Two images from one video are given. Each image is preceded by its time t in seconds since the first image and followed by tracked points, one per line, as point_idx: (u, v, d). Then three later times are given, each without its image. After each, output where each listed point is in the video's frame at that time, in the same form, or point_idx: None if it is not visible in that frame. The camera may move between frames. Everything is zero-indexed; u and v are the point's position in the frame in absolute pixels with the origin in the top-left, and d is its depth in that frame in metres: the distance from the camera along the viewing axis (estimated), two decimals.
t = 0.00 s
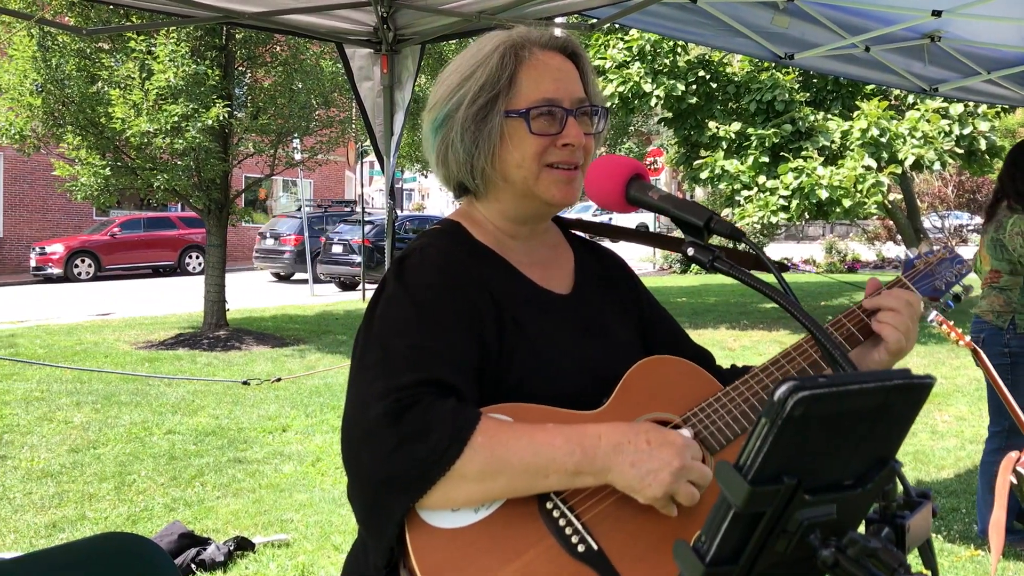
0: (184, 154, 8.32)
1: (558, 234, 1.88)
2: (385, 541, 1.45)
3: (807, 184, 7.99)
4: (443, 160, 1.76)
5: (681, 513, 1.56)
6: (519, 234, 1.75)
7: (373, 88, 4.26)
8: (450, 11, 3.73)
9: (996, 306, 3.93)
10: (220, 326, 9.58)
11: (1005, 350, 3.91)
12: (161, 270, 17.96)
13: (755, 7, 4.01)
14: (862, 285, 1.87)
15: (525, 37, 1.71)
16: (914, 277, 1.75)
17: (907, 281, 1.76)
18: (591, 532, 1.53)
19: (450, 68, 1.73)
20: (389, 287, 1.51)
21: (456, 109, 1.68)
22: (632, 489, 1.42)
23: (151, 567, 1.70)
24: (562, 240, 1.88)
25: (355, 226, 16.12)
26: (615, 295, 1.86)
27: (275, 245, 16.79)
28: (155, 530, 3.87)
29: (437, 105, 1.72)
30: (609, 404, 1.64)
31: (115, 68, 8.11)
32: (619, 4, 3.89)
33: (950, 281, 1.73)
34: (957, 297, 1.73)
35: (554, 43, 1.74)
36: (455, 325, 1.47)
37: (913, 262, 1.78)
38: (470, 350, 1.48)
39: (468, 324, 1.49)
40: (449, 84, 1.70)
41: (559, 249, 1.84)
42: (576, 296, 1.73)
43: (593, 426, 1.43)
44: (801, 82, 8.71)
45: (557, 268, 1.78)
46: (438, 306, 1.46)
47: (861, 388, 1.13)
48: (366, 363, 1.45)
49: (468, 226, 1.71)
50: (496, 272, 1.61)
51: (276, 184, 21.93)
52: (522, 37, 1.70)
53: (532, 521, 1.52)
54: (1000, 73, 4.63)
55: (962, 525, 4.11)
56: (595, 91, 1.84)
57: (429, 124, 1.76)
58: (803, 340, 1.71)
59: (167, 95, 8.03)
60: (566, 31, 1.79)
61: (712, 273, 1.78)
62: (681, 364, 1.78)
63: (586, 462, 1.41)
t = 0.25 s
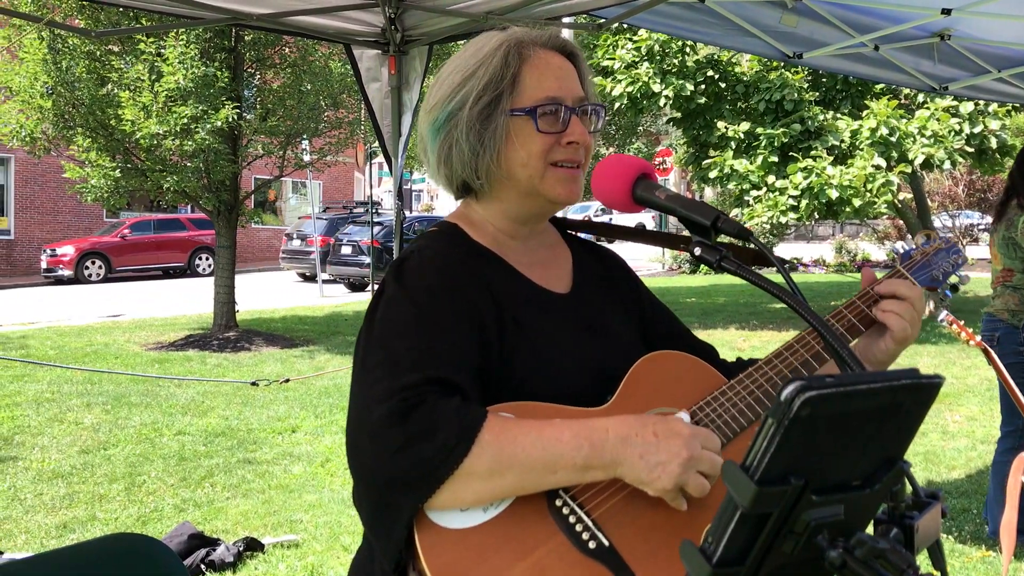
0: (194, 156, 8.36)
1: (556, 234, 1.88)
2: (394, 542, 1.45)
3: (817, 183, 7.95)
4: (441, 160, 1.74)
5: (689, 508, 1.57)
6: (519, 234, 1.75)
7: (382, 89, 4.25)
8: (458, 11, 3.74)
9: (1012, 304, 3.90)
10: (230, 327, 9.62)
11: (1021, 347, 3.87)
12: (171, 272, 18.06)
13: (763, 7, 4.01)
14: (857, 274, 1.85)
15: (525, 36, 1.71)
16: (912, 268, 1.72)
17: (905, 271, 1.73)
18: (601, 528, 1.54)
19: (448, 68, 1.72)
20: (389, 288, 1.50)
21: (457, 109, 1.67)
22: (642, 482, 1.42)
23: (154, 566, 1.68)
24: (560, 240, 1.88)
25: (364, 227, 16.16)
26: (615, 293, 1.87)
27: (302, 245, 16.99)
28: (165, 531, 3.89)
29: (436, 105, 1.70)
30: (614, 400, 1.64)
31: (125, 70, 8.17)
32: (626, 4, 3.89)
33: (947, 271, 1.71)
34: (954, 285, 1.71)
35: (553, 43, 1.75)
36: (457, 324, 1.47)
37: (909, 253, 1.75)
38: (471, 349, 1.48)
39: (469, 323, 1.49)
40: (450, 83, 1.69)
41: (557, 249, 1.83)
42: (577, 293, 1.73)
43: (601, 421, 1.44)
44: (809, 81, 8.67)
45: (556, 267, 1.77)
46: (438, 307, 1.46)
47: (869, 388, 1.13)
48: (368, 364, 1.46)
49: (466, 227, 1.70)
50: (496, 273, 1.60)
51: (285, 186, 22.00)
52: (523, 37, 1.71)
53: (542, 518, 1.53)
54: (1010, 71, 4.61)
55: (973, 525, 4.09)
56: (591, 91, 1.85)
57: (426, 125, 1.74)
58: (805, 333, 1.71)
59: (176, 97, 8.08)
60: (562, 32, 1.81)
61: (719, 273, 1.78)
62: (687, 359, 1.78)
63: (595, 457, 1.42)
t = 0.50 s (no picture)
0: (201, 159, 8.39)
1: (544, 236, 1.88)
2: (392, 549, 1.45)
3: (824, 185, 7.91)
4: (432, 160, 1.71)
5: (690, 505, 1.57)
6: (508, 236, 1.76)
7: (386, 91, 4.24)
8: (460, 13, 3.75)
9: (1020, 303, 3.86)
10: (237, 330, 9.66)
11: None
12: (180, 274, 18.15)
13: (769, 8, 4.00)
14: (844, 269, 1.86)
15: (518, 37, 1.71)
16: (897, 260, 1.73)
17: (890, 263, 1.74)
18: (601, 527, 1.53)
19: (439, 67, 1.68)
20: (379, 293, 1.50)
21: (452, 110, 1.64)
22: (642, 480, 1.42)
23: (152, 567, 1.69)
24: (548, 241, 1.88)
25: (372, 229, 16.20)
26: (606, 293, 1.87)
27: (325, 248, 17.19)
28: (171, 533, 3.91)
29: (429, 104, 1.67)
30: (609, 399, 1.64)
31: (132, 73, 8.22)
32: (630, 5, 3.88)
33: (931, 262, 1.71)
34: (939, 277, 1.71)
35: (543, 44, 1.75)
36: (449, 327, 1.47)
37: (894, 246, 1.77)
38: (463, 350, 1.48)
39: (460, 325, 1.49)
40: (443, 83, 1.66)
41: (545, 250, 1.84)
42: (567, 293, 1.74)
43: (599, 419, 1.44)
44: (816, 82, 8.63)
45: (544, 269, 1.78)
46: (429, 309, 1.46)
47: (868, 390, 1.13)
48: (361, 370, 1.46)
49: (455, 231, 1.69)
50: (488, 276, 1.60)
51: (293, 188, 22.08)
52: (515, 37, 1.70)
53: (542, 519, 1.52)
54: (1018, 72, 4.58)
55: (981, 527, 4.06)
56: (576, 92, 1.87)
57: (416, 124, 1.70)
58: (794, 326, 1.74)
59: (183, 100, 8.12)
60: (549, 32, 1.81)
61: (718, 275, 1.78)
62: (681, 358, 1.77)
63: (594, 455, 1.41)
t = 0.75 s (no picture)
0: (204, 162, 8.42)
1: (530, 239, 1.88)
2: (383, 559, 1.43)
3: (827, 187, 7.88)
4: (421, 162, 1.70)
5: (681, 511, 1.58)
6: (495, 238, 1.76)
7: (386, 94, 4.26)
8: (460, 16, 3.76)
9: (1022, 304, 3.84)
10: (240, 332, 9.69)
11: None
12: (185, 277, 18.21)
13: (770, 10, 3.99)
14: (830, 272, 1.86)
15: (507, 39, 1.71)
16: (881, 263, 1.71)
17: (874, 267, 1.73)
18: (592, 534, 1.54)
19: (427, 68, 1.68)
20: (366, 297, 1.50)
21: (442, 111, 1.64)
22: (634, 487, 1.44)
23: (149, 567, 1.68)
24: (534, 244, 1.88)
25: (376, 231, 16.24)
26: (592, 295, 1.88)
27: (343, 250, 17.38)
28: (172, 536, 3.93)
29: (418, 105, 1.66)
30: (597, 404, 1.64)
31: (135, 76, 8.27)
32: (630, 8, 3.89)
33: (915, 265, 1.69)
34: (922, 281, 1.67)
35: (531, 46, 1.75)
36: (436, 331, 1.46)
37: (878, 250, 1.74)
38: (451, 355, 1.48)
39: (448, 329, 1.49)
40: (433, 83, 1.65)
41: (531, 252, 1.84)
42: (554, 296, 1.75)
43: (590, 426, 1.45)
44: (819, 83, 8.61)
45: (531, 271, 1.78)
46: (417, 313, 1.46)
47: (856, 394, 1.12)
48: (349, 377, 1.44)
49: (442, 234, 1.70)
50: (475, 280, 1.61)
51: (298, 191, 22.14)
52: (504, 39, 1.71)
53: (534, 526, 1.53)
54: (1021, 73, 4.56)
55: (984, 530, 4.04)
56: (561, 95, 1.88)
57: (405, 125, 1.69)
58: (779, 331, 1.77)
59: (187, 104, 8.15)
60: (536, 35, 1.82)
61: (711, 278, 1.77)
62: (669, 362, 1.78)
63: (587, 462, 1.42)
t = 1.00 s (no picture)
0: (208, 164, 8.46)
1: (514, 239, 1.89)
2: (370, 564, 1.43)
3: (831, 190, 7.85)
4: (420, 154, 1.62)
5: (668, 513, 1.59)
6: (480, 237, 1.76)
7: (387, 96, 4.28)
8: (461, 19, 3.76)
9: None
10: (244, 334, 9.74)
11: None
12: (190, 278, 18.29)
13: (772, 13, 3.98)
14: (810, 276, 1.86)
15: (508, 37, 1.69)
16: (859, 266, 1.73)
17: (854, 270, 1.74)
18: (581, 538, 1.54)
19: (427, 59, 1.60)
20: (350, 297, 1.50)
21: (451, 104, 1.58)
22: (622, 489, 1.44)
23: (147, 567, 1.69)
24: (518, 244, 1.89)
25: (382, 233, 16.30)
26: (577, 296, 1.89)
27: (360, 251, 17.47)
28: (173, 538, 3.94)
29: (420, 97, 1.58)
30: (583, 407, 1.65)
31: (139, 78, 8.33)
32: (630, 10, 3.89)
33: (893, 268, 1.69)
34: (901, 283, 1.68)
35: (525, 45, 1.74)
36: (422, 331, 1.46)
37: (857, 252, 1.78)
38: (438, 356, 1.48)
39: (434, 328, 1.49)
40: (440, 73, 1.58)
41: (515, 252, 1.85)
42: (539, 296, 1.76)
43: (579, 429, 1.45)
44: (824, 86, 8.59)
45: (514, 271, 1.79)
46: (403, 312, 1.46)
47: (844, 397, 1.12)
48: (334, 380, 1.44)
49: (426, 234, 1.70)
50: (461, 280, 1.61)
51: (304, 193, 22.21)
52: (506, 38, 1.69)
53: (522, 531, 1.53)
54: None
55: (986, 533, 4.01)
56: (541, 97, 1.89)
57: (403, 117, 1.61)
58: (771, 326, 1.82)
59: (191, 106, 8.19)
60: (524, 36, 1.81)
61: (701, 281, 1.78)
62: (654, 363, 1.80)
63: (575, 465, 1.42)
